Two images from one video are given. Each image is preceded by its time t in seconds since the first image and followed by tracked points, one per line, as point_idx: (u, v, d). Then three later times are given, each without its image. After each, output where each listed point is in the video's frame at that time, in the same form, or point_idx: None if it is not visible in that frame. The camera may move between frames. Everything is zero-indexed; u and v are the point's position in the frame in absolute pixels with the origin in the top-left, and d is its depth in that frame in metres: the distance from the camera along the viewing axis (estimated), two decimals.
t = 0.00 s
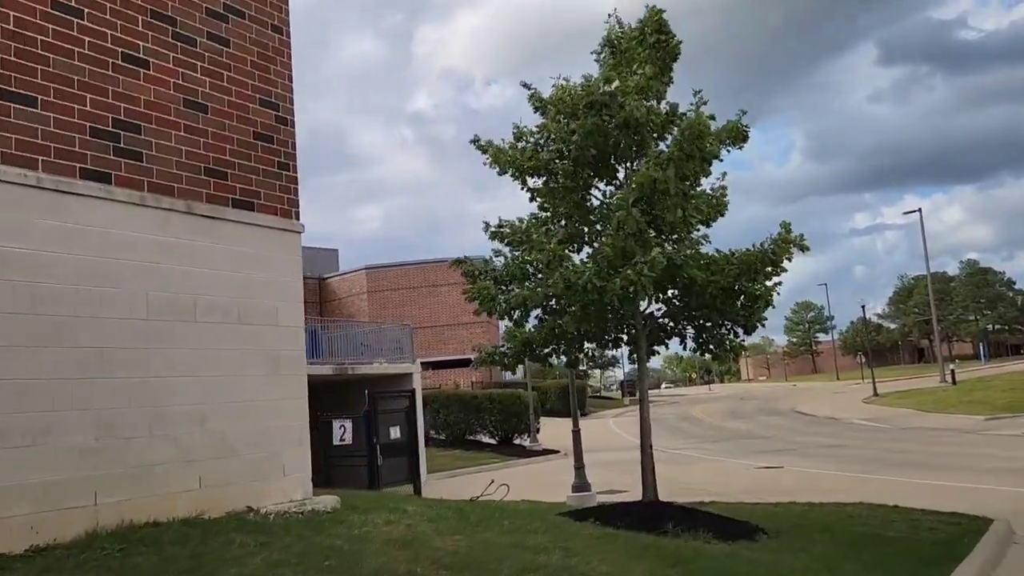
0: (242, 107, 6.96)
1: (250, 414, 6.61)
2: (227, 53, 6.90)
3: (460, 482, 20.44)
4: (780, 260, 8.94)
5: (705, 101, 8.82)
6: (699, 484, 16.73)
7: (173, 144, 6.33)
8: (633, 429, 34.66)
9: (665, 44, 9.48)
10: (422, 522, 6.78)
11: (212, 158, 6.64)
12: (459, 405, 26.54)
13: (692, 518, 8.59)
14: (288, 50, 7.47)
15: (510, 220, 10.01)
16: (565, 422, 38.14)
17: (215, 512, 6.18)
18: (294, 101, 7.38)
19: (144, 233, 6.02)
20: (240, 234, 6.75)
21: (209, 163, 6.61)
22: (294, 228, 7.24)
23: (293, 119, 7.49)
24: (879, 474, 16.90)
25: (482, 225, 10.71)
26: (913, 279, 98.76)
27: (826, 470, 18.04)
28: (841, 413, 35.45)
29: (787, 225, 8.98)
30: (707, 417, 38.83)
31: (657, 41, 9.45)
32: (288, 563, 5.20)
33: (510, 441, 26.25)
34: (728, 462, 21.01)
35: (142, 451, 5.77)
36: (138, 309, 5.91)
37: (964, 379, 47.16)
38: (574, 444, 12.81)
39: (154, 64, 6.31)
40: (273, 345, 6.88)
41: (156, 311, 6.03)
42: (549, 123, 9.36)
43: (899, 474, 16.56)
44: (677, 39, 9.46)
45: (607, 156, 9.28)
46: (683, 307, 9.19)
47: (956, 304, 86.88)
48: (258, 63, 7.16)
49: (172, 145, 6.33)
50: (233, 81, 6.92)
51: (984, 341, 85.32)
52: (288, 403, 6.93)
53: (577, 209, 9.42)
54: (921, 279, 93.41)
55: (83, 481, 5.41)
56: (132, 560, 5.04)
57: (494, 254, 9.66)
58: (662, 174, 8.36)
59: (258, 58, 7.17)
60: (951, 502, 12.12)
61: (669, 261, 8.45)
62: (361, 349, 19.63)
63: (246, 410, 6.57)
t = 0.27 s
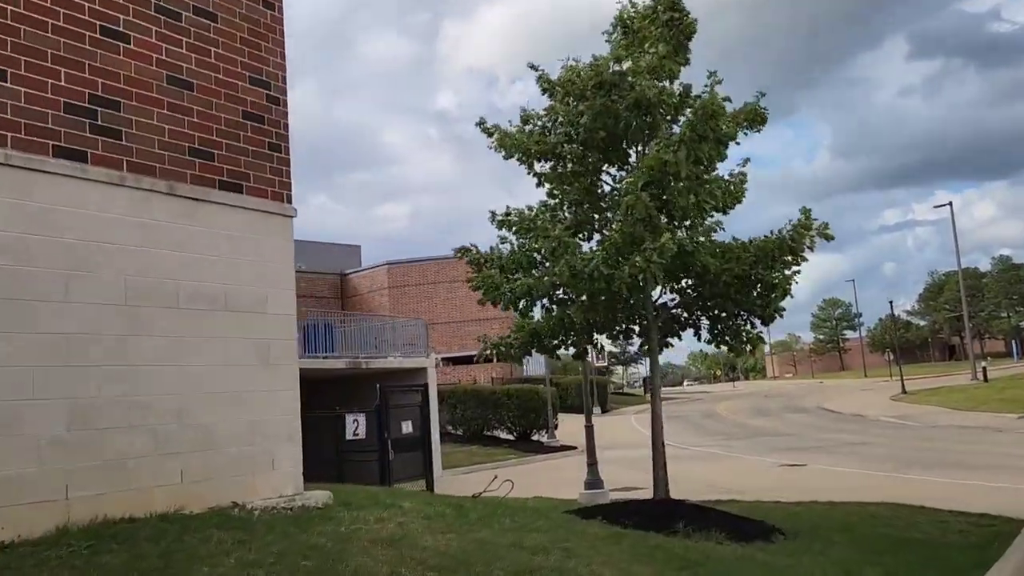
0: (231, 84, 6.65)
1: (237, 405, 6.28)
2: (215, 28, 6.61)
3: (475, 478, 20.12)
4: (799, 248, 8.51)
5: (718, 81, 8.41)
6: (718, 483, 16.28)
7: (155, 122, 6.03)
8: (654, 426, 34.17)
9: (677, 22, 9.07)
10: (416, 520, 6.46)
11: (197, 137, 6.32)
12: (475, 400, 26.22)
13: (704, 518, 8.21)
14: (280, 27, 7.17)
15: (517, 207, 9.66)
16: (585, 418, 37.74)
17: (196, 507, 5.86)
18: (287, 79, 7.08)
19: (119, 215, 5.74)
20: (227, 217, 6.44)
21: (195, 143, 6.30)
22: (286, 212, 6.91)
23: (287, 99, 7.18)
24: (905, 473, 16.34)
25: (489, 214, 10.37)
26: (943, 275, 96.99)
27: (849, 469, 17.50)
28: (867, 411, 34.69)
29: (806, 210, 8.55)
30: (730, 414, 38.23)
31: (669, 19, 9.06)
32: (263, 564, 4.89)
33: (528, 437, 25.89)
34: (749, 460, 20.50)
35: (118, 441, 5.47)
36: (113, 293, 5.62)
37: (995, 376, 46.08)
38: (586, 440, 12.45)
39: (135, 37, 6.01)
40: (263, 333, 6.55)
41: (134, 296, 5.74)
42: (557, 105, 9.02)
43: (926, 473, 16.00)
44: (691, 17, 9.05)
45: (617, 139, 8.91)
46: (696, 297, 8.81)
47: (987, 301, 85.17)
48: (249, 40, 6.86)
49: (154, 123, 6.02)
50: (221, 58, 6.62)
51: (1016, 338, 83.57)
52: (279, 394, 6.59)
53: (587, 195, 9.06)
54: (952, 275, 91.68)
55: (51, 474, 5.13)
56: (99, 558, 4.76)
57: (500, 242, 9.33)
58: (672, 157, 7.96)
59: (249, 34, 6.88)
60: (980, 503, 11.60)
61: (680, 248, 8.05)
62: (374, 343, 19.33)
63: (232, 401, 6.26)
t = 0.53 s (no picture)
0: (215, 71, 6.35)
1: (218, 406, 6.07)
2: (198, 12, 6.32)
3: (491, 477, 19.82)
4: (817, 241, 8.10)
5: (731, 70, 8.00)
6: (738, 483, 15.83)
7: (132, 110, 5.73)
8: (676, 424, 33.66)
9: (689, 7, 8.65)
10: (406, 527, 6.16)
11: (178, 126, 6.03)
12: (493, 397, 25.91)
13: (716, 524, 7.82)
14: (269, 12, 6.88)
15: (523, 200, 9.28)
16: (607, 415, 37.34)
17: (172, 513, 5.66)
18: (276, 66, 6.77)
19: (96, 207, 5.49)
20: (210, 208, 6.18)
21: (175, 132, 6.01)
22: (273, 204, 6.62)
23: (277, 87, 6.88)
24: (933, 474, 15.77)
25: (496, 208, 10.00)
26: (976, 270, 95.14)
27: (875, 469, 16.94)
28: (896, 409, 33.91)
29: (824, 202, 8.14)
30: (755, 411, 37.60)
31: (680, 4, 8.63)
32: None
33: (547, 435, 25.55)
34: (772, 459, 19.99)
35: (87, 443, 5.28)
36: (86, 290, 5.39)
37: None
38: (600, 439, 12.09)
39: (110, 19, 5.71)
40: (247, 331, 6.32)
41: (110, 292, 5.51)
42: (563, 93, 8.62)
43: (955, 475, 15.42)
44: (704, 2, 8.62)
45: (626, 129, 8.52)
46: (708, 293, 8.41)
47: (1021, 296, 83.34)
48: (236, 25, 6.57)
49: (131, 111, 5.73)
50: (205, 43, 6.31)
51: None
52: (264, 394, 6.38)
53: (595, 186, 8.67)
54: (984, 269, 89.90)
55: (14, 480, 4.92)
56: (57, 569, 4.53)
57: (505, 236, 8.96)
58: (683, 146, 7.55)
59: (236, 19, 6.58)
60: (1011, 508, 11.07)
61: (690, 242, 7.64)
62: (388, 339, 19.05)
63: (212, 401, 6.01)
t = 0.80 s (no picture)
0: (190, 50, 6.12)
1: (191, 399, 5.82)
2: None
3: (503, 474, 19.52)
4: (827, 228, 7.73)
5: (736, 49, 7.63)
6: (755, 482, 15.39)
7: (100, 89, 5.50)
8: (697, 422, 33.18)
9: None
10: (388, 527, 5.85)
11: (150, 107, 5.81)
12: (508, 393, 25.59)
13: (720, 524, 7.47)
14: None
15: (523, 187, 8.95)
16: (627, 412, 36.92)
17: (140, 511, 5.43)
18: (255, 46, 6.55)
19: (59, 191, 5.27)
20: (184, 192, 5.93)
21: (147, 113, 5.78)
22: (251, 189, 6.39)
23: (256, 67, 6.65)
24: (957, 474, 15.24)
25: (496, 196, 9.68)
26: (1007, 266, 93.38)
27: (898, 469, 16.43)
28: (922, 407, 33.19)
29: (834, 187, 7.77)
30: (778, 409, 37.01)
31: None
32: None
33: (563, 432, 25.18)
34: (791, 458, 19.50)
35: (47, 437, 5.04)
36: (49, 279, 5.16)
37: None
38: (608, 436, 11.74)
39: None
40: (224, 320, 6.06)
41: (75, 280, 5.28)
42: (562, 75, 8.26)
43: (980, 475, 14.87)
44: None
45: (628, 112, 8.16)
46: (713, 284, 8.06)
47: None
48: (213, 3, 6.33)
49: (99, 90, 5.50)
50: (179, 21, 6.08)
51: None
52: (243, 387, 6.12)
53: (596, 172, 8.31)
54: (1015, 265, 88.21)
55: None
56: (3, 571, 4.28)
57: (502, 224, 8.61)
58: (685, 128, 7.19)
59: None
60: None
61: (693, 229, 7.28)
62: (399, 334, 18.84)
63: (186, 395, 5.77)
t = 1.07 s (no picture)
0: (161, 32, 5.96)
1: (165, 399, 5.56)
2: None
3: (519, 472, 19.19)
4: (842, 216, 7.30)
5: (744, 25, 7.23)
6: (775, 481, 14.93)
7: (62, 72, 5.33)
8: (720, 418, 32.63)
9: None
10: (369, 532, 5.53)
11: (117, 90, 5.63)
12: (527, 390, 25.27)
13: (729, 529, 7.08)
14: None
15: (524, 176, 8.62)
16: (649, 409, 36.45)
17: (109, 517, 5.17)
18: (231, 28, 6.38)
19: (19, 178, 5.04)
20: (148, 181, 5.75)
21: (113, 97, 5.61)
22: (227, 175, 6.20)
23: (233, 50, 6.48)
24: (987, 473, 14.67)
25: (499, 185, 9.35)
26: None
27: (925, 467, 15.88)
28: (953, 403, 32.35)
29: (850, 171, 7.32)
30: (804, 405, 36.32)
31: None
32: None
33: (582, 429, 24.80)
34: (815, 456, 18.98)
35: (8, 437, 4.78)
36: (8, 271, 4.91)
37: None
38: (619, 435, 11.37)
39: None
40: (199, 314, 5.81)
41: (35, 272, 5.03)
42: (562, 58, 7.91)
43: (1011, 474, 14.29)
44: None
45: (632, 95, 7.79)
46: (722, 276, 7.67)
47: None
48: None
49: (60, 73, 5.33)
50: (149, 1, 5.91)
51: None
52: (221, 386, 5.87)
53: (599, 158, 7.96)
54: None
55: None
56: None
57: (501, 214, 8.28)
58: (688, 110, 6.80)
59: None
60: None
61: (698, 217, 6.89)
62: (412, 329, 18.65)
63: (157, 392, 5.52)
